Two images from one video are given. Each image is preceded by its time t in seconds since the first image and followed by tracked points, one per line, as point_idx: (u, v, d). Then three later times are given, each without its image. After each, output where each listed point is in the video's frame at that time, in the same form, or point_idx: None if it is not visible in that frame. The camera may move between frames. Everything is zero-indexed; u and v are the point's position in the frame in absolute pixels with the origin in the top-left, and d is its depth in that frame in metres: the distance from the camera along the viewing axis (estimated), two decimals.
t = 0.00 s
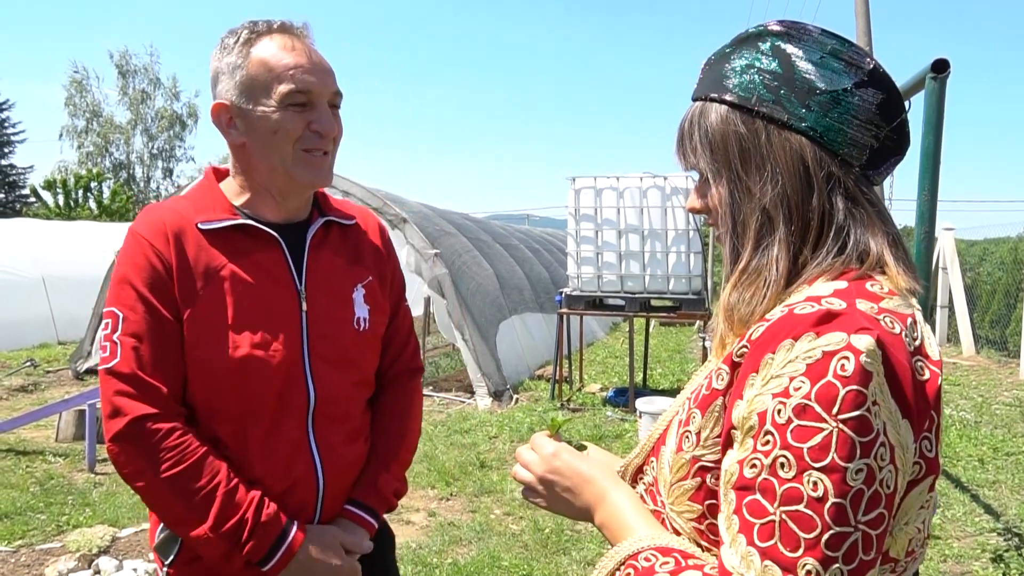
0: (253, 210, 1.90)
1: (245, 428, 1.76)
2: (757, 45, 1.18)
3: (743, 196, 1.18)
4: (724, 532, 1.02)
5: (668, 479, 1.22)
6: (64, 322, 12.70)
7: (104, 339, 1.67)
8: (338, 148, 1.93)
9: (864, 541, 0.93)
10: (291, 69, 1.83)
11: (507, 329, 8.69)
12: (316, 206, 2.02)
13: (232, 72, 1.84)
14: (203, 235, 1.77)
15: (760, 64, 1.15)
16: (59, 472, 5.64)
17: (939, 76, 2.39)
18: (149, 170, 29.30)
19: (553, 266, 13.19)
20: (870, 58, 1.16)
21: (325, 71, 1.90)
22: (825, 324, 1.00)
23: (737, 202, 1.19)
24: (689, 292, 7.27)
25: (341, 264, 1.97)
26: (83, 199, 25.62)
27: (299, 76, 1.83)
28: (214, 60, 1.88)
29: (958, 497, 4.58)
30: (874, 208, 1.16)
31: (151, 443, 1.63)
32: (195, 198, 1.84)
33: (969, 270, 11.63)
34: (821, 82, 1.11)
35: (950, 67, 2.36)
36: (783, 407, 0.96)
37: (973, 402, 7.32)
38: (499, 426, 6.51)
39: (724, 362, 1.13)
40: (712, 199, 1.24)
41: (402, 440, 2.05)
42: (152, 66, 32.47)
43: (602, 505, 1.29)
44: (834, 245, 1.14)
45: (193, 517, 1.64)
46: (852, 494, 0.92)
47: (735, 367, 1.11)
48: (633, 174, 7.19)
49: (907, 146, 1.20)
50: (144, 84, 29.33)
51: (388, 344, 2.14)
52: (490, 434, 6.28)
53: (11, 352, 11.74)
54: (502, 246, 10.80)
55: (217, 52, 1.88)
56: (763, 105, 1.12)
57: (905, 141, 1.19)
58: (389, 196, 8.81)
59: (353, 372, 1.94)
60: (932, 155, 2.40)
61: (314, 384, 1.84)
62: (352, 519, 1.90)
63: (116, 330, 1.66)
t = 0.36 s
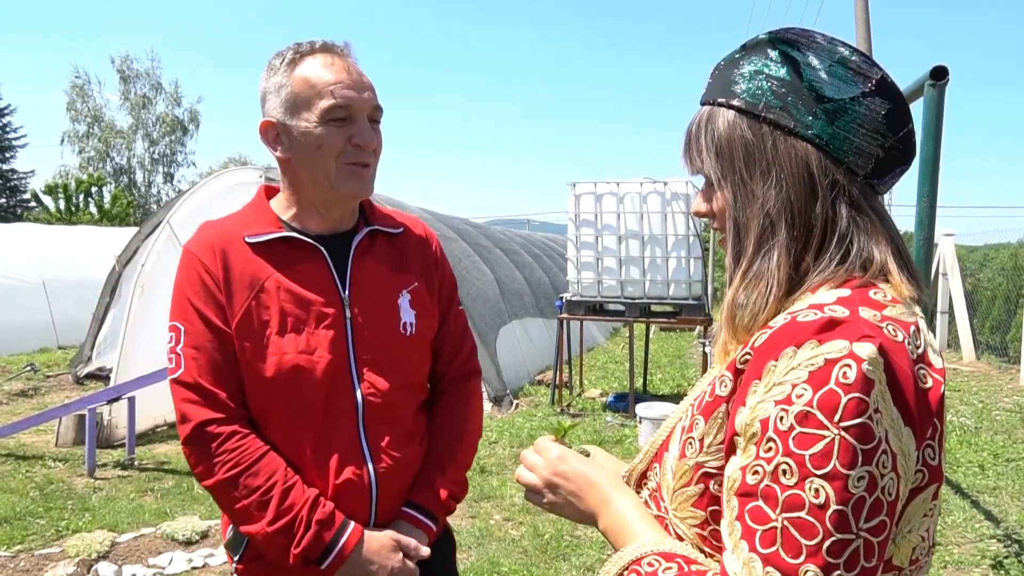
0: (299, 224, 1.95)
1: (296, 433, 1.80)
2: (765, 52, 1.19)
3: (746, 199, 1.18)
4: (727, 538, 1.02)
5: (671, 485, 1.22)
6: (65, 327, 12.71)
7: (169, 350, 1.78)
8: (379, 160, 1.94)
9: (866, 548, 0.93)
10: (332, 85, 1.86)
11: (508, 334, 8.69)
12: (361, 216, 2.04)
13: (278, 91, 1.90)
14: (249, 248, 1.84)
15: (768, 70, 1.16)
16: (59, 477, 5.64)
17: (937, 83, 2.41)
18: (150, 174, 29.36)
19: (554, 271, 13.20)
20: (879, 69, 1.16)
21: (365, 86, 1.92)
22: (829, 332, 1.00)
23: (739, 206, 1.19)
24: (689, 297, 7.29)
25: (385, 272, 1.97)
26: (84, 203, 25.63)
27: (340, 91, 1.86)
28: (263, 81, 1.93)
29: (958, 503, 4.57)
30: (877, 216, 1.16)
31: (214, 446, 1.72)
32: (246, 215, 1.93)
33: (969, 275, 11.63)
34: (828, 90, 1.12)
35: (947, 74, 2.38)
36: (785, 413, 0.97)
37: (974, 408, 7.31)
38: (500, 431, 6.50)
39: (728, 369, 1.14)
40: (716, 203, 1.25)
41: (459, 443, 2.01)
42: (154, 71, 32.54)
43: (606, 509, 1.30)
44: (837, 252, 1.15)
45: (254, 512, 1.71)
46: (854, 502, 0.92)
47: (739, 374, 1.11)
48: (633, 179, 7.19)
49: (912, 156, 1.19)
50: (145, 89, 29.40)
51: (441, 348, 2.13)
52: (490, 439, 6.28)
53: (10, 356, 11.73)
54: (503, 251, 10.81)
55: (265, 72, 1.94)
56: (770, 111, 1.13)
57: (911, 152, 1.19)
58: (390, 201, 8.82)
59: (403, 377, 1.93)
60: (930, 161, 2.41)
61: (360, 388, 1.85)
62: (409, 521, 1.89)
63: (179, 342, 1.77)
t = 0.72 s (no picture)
0: (316, 229, 1.97)
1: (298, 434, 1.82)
2: (771, 57, 1.20)
3: (748, 203, 1.19)
4: (726, 541, 1.03)
5: (672, 489, 1.23)
6: (63, 331, 12.70)
7: (181, 346, 1.83)
8: (399, 167, 1.95)
9: (863, 552, 0.94)
10: (358, 91, 1.87)
11: (507, 338, 8.69)
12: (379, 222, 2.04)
13: (305, 94, 1.91)
14: (263, 249, 1.87)
15: (773, 76, 1.17)
16: (57, 482, 5.63)
17: (935, 88, 2.41)
18: (149, 178, 29.38)
19: (553, 275, 13.22)
20: (884, 75, 1.17)
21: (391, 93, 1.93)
22: (825, 336, 1.01)
23: (740, 207, 1.20)
24: (687, 301, 7.28)
25: (398, 279, 1.97)
26: (82, 208, 25.62)
27: (366, 97, 1.87)
28: (292, 84, 1.95)
29: (957, 508, 4.57)
30: (877, 222, 1.16)
31: (217, 441, 1.75)
32: (265, 216, 1.96)
33: (967, 280, 11.64)
34: (832, 96, 1.12)
35: (945, 79, 2.39)
36: (783, 418, 0.97)
37: (971, 413, 7.32)
38: (498, 436, 6.50)
39: (727, 373, 1.14)
40: (718, 207, 1.26)
41: (463, 454, 1.99)
42: (153, 75, 32.58)
43: (606, 515, 1.30)
44: (835, 257, 1.15)
45: (250, 508, 1.73)
46: (852, 505, 0.92)
47: (738, 378, 1.12)
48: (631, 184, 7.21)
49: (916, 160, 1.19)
50: (144, 94, 29.44)
51: (454, 358, 2.11)
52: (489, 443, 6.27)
53: (8, 360, 11.71)
54: (501, 255, 10.82)
55: (295, 76, 1.95)
56: (774, 115, 1.14)
57: (914, 156, 1.18)
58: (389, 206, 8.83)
59: (408, 384, 1.92)
60: (928, 166, 2.41)
61: (363, 393, 1.84)
62: (405, 529, 1.87)
63: (191, 338, 1.81)
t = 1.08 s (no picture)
0: (294, 225, 1.96)
1: (265, 433, 1.81)
2: (803, 50, 1.18)
3: (744, 191, 1.20)
4: (725, 539, 1.03)
5: (671, 489, 1.23)
6: (63, 334, 12.70)
7: (146, 336, 1.81)
8: (380, 165, 1.97)
9: (861, 544, 0.94)
10: (345, 86, 1.88)
11: (507, 340, 8.69)
12: (354, 222, 2.04)
13: (289, 87, 1.92)
14: (237, 240, 1.86)
15: (798, 71, 1.15)
16: (57, 485, 5.63)
17: (933, 89, 2.43)
18: (149, 181, 29.40)
19: (552, 277, 13.22)
20: (903, 95, 1.14)
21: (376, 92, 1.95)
22: (816, 333, 1.02)
23: (738, 196, 1.21)
24: (687, 302, 7.29)
25: (371, 279, 1.98)
26: (81, 211, 25.61)
27: (352, 92, 1.89)
28: (274, 79, 1.96)
29: (957, 509, 4.57)
30: (872, 235, 1.17)
31: (180, 436, 1.74)
32: (238, 207, 1.95)
33: (967, 281, 11.65)
34: (843, 106, 1.11)
35: (943, 80, 2.40)
36: (777, 413, 0.98)
37: (971, 414, 7.33)
38: (498, 437, 6.50)
39: (722, 372, 1.15)
40: (723, 184, 1.26)
41: (428, 459, 2.01)
42: (152, 78, 32.60)
43: (608, 519, 1.30)
44: (824, 260, 1.16)
45: (209, 508, 1.72)
46: (848, 498, 0.93)
47: (733, 377, 1.12)
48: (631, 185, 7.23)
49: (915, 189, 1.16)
50: (144, 97, 29.47)
51: (423, 362, 2.12)
52: (489, 445, 6.27)
53: (8, 364, 11.70)
54: (501, 257, 10.82)
55: (277, 70, 1.96)
56: (784, 110, 1.14)
57: (913, 187, 1.15)
58: (389, 208, 8.83)
59: (378, 386, 1.94)
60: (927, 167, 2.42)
61: (333, 395, 1.85)
62: (365, 532, 1.87)
63: (157, 329, 1.80)
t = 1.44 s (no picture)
0: (286, 224, 1.96)
1: (268, 433, 1.82)
2: (783, 56, 1.19)
3: (757, 201, 1.19)
4: (737, 534, 1.03)
5: (678, 486, 1.24)
6: (67, 335, 12.74)
7: (141, 342, 1.82)
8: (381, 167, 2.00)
9: (873, 540, 0.94)
10: (349, 89, 1.90)
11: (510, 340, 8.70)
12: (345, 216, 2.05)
13: (290, 88, 1.89)
14: (228, 240, 1.86)
15: (785, 75, 1.16)
16: (62, 484, 5.65)
17: (937, 88, 2.43)
18: (153, 182, 29.47)
19: (555, 277, 13.23)
20: (893, 84, 1.17)
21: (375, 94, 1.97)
22: (830, 330, 1.02)
23: (752, 208, 1.20)
24: (691, 302, 7.28)
25: (365, 274, 1.98)
26: (86, 212, 25.68)
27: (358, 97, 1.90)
28: (270, 79, 1.92)
29: (961, 509, 4.56)
30: (883, 227, 1.17)
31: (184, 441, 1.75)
32: (229, 205, 1.95)
33: (971, 281, 11.63)
34: (844, 100, 1.12)
35: (947, 80, 2.40)
36: (791, 410, 0.98)
37: (976, 414, 7.31)
38: (502, 437, 6.51)
39: (733, 369, 1.15)
40: (728, 199, 1.25)
41: (428, 451, 2.02)
42: (156, 79, 32.69)
43: (614, 519, 1.30)
44: (836, 256, 1.16)
45: (216, 512, 1.73)
46: (861, 494, 0.93)
47: (744, 374, 1.13)
48: (634, 185, 7.24)
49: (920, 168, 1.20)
50: (148, 98, 29.55)
51: (420, 354, 2.13)
52: (492, 445, 6.28)
53: (13, 364, 11.74)
54: (504, 257, 10.83)
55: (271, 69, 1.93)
56: (784, 115, 1.14)
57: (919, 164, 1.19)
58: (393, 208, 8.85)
59: (378, 382, 1.94)
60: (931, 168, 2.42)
61: (334, 394, 1.86)
62: (374, 530, 1.89)
63: (151, 334, 1.80)
